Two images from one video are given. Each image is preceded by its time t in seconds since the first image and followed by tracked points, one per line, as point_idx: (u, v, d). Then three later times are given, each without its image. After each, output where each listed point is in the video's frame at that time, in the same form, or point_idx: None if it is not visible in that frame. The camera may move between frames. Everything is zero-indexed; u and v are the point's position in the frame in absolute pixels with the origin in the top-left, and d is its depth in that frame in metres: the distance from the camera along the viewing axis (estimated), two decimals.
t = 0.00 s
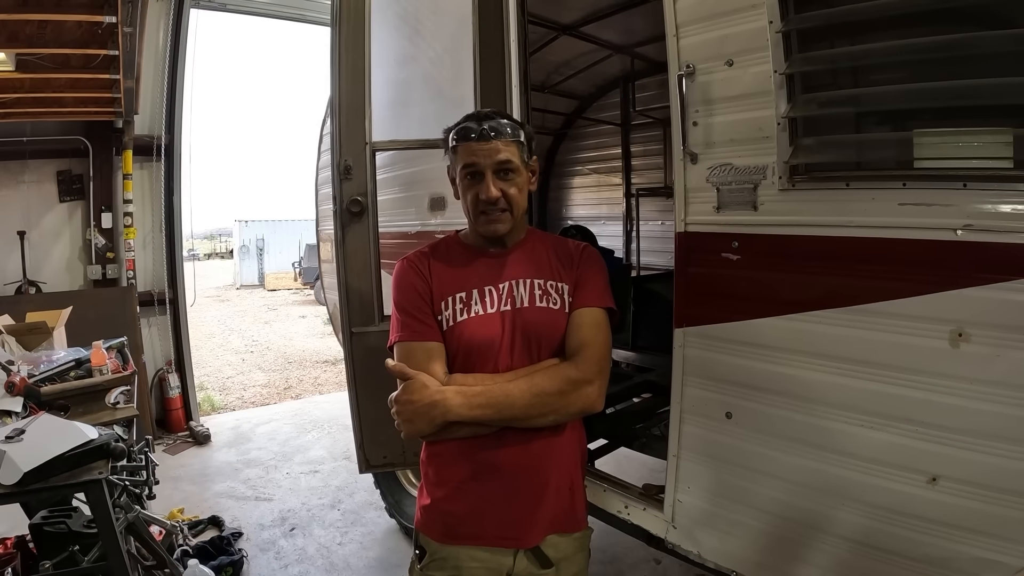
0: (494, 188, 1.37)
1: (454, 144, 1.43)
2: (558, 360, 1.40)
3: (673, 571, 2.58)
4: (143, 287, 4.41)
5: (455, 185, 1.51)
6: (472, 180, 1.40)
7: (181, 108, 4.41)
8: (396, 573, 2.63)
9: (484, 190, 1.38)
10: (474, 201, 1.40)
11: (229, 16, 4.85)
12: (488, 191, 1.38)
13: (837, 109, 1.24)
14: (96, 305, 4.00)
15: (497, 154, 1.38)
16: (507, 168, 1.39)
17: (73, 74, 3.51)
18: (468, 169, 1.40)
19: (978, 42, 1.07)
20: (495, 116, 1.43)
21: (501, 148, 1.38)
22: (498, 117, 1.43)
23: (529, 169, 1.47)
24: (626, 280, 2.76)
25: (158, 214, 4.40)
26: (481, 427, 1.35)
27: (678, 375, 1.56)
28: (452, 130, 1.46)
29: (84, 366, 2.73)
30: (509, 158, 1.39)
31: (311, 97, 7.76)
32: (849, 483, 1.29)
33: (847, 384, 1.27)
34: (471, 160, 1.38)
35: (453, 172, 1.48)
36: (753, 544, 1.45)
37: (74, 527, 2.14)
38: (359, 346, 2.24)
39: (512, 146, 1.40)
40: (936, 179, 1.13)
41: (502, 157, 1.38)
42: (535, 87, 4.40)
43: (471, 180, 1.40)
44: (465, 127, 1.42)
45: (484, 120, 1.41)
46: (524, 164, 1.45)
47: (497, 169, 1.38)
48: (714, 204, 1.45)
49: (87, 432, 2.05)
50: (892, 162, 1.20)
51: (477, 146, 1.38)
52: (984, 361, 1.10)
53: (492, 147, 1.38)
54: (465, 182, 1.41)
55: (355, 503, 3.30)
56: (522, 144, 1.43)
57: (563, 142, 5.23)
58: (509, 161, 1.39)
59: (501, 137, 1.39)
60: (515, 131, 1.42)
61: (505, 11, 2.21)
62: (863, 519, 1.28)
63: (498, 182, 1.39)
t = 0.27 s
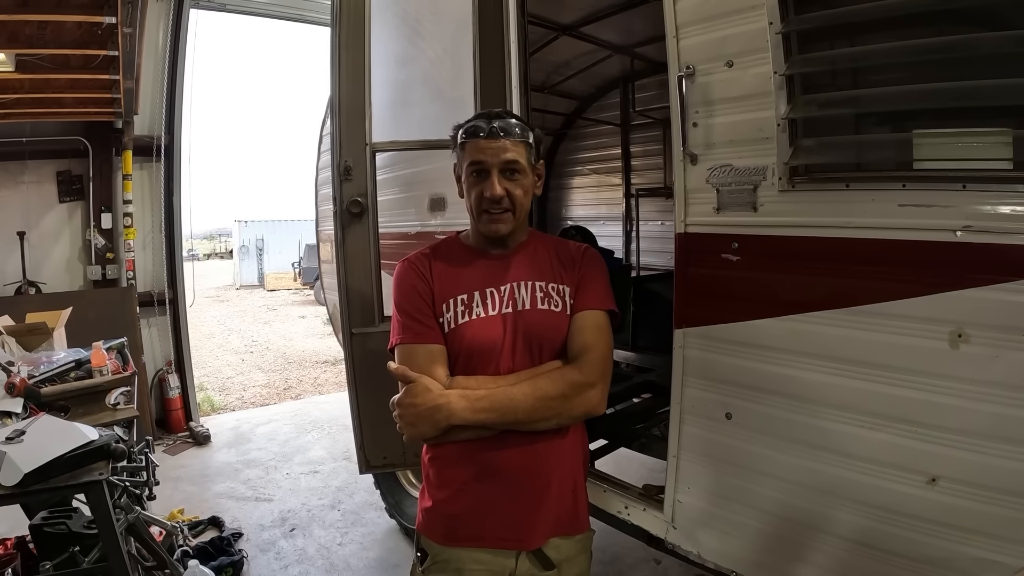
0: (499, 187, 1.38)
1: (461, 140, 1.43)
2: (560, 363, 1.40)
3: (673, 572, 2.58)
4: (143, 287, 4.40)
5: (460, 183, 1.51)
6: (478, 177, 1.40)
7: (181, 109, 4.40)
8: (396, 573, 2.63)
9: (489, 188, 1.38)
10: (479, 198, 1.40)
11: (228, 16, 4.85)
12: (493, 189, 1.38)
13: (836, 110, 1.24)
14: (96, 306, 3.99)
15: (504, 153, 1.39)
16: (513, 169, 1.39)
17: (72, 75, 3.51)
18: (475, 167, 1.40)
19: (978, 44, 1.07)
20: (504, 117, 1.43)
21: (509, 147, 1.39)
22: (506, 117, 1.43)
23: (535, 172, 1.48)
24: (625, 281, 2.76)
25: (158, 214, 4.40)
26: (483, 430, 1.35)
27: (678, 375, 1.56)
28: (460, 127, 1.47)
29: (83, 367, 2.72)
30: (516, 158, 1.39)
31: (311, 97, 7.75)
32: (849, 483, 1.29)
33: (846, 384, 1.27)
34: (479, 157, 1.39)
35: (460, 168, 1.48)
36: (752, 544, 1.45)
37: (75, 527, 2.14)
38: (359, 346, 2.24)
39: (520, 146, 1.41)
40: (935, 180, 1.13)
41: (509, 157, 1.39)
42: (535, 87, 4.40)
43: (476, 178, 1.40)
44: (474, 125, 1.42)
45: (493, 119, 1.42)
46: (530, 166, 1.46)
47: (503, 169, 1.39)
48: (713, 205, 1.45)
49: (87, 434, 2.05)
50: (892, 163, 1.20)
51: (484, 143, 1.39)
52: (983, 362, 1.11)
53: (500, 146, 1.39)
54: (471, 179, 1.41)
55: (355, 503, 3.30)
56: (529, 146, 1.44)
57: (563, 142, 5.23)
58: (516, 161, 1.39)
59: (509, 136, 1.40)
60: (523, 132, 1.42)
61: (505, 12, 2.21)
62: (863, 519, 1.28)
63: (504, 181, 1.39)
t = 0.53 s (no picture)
0: (502, 183, 1.38)
1: (465, 137, 1.43)
2: (561, 364, 1.41)
3: (673, 572, 2.58)
4: (142, 287, 4.40)
5: (463, 180, 1.51)
6: (480, 174, 1.40)
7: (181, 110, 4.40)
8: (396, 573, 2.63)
9: (492, 184, 1.38)
10: (481, 194, 1.40)
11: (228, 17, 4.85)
12: (496, 185, 1.38)
13: (836, 110, 1.24)
14: (95, 306, 4.00)
15: (508, 150, 1.39)
16: (516, 166, 1.40)
17: (72, 75, 3.51)
18: (478, 164, 1.40)
19: (978, 44, 1.07)
20: (508, 115, 1.44)
21: (512, 144, 1.39)
22: (510, 115, 1.44)
23: (537, 170, 1.48)
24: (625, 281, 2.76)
25: (157, 214, 4.40)
26: (484, 432, 1.35)
27: (677, 375, 1.56)
28: (464, 124, 1.47)
29: (83, 367, 2.72)
30: (520, 156, 1.40)
31: (310, 97, 7.75)
32: (848, 483, 1.29)
33: (846, 384, 1.27)
34: (481, 154, 1.39)
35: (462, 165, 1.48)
36: (751, 544, 1.46)
37: (74, 527, 2.13)
38: (359, 347, 2.24)
39: (523, 144, 1.41)
40: (934, 180, 1.13)
41: (512, 154, 1.39)
42: (535, 87, 4.40)
43: (479, 174, 1.40)
44: (477, 122, 1.42)
45: (497, 116, 1.42)
46: (533, 164, 1.46)
47: (506, 166, 1.39)
48: (713, 205, 1.45)
49: (86, 434, 2.04)
50: (891, 163, 1.20)
51: (487, 140, 1.39)
52: (982, 362, 1.11)
53: (503, 143, 1.39)
54: (473, 176, 1.41)
55: (355, 503, 3.30)
56: (533, 144, 1.45)
57: (562, 142, 5.24)
58: (519, 158, 1.40)
59: (512, 133, 1.40)
60: (526, 131, 1.43)
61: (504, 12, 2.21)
62: (862, 519, 1.28)
63: (506, 178, 1.39)
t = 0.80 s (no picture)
0: (506, 182, 1.37)
1: (469, 135, 1.43)
2: (563, 365, 1.41)
3: (673, 572, 2.58)
4: (141, 287, 4.39)
5: (466, 179, 1.51)
6: (484, 172, 1.40)
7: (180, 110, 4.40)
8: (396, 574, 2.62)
9: (496, 182, 1.38)
10: (485, 193, 1.39)
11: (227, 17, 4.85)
12: (501, 184, 1.37)
13: (836, 109, 1.24)
14: (95, 306, 3.99)
15: (513, 148, 1.39)
16: (521, 165, 1.39)
17: (71, 75, 3.51)
18: (482, 162, 1.40)
19: (978, 43, 1.07)
20: (512, 114, 1.44)
21: (517, 143, 1.39)
22: (515, 114, 1.44)
23: (541, 170, 1.48)
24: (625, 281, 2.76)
25: (156, 213, 4.40)
26: (485, 433, 1.35)
27: (678, 375, 1.56)
28: (468, 122, 1.46)
29: (83, 367, 2.72)
30: (524, 154, 1.40)
31: (310, 97, 7.75)
32: (849, 483, 1.29)
33: (846, 384, 1.27)
34: (486, 152, 1.39)
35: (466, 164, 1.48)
36: (751, 544, 1.45)
37: (73, 528, 2.13)
38: (358, 347, 2.24)
39: (528, 142, 1.41)
40: (934, 179, 1.13)
41: (517, 152, 1.39)
42: (534, 87, 4.40)
43: (483, 173, 1.40)
44: (482, 120, 1.42)
45: (502, 114, 1.42)
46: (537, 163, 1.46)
47: (511, 164, 1.39)
48: (713, 205, 1.45)
49: (85, 434, 2.04)
50: (891, 163, 1.20)
51: (492, 138, 1.39)
52: (983, 361, 1.11)
53: (508, 141, 1.39)
54: (478, 174, 1.41)
55: (354, 503, 3.30)
56: (537, 143, 1.45)
57: (562, 142, 5.23)
58: (524, 157, 1.39)
59: (517, 132, 1.40)
60: (531, 129, 1.43)
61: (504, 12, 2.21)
62: (862, 519, 1.28)
63: (511, 177, 1.39)
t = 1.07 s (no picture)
0: (505, 180, 1.37)
1: (467, 134, 1.43)
2: (564, 365, 1.40)
3: (672, 572, 2.58)
4: (141, 287, 4.39)
5: (465, 179, 1.51)
6: (483, 171, 1.40)
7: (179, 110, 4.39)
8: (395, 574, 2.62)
9: (494, 181, 1.38)
10: (484, 192, 1.39)
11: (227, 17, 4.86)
12: (499, 183, 1.37)
13: (835, 110, 1.24)
14: (95, 306, 3.99)
15: (511, 146, 1.39)
16: (519, 163, 1.39)
17: (71, 74, 3.50)
18: (480, 161, 1.40)
19: (978, 43, 1.07)
20: (510, 111, 1.44)
21: (515, 141, 1.39)
22: (513, 111, 1.44)
23: (540, 167, 1.48)
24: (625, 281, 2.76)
25: (156, 213, 4.40)
26: (486, 434, 1.35)
27: (678, 375, 1.56)
28: (466, 121, 1.47)
29: (82, 367, 2.72)
30: (523, 152, 1.39)
31: (310, 97, 7.74)
32: (848, 483, 1.29)
33: (846, 384, 1.27)
34: (484, 151, 1.39)
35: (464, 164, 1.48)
36: (751, 544, 1.45)
37: (73, 528, 2.13)
38: (358, 347, 2.24)
39: (526, 140, 1.41)
40: (934, 179, 1.13)
41: (515, 151, 1.39)
42: (534, 87, 4.40)
43: (481, 171, 1.40)
44: (480, 118, 1.42)
45: (500, 112, 1.42)
46: (536, 161, 1.45)
47: (509, 162, 1.39)
48: (713, 205, 1.45)
49: (85, 434, 2.04)
50: (891, 162, 1.20)
51: (490, 136, 1.39)
52: (982, 361, 1.11)
53: (506, 139, 1.39)
54: (476, 173, 1.41)
55: (354, 503, 3.30)
56: (535, 140, 1.44)
57: (561, 142, 5.23)
58: (522, 155, 1.39)
59: (515, 130, 1.40)
60: (529, 127, 1.43)
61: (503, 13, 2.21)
62: (862, 519, 1.28)
63: (509, 175, 1.39)
